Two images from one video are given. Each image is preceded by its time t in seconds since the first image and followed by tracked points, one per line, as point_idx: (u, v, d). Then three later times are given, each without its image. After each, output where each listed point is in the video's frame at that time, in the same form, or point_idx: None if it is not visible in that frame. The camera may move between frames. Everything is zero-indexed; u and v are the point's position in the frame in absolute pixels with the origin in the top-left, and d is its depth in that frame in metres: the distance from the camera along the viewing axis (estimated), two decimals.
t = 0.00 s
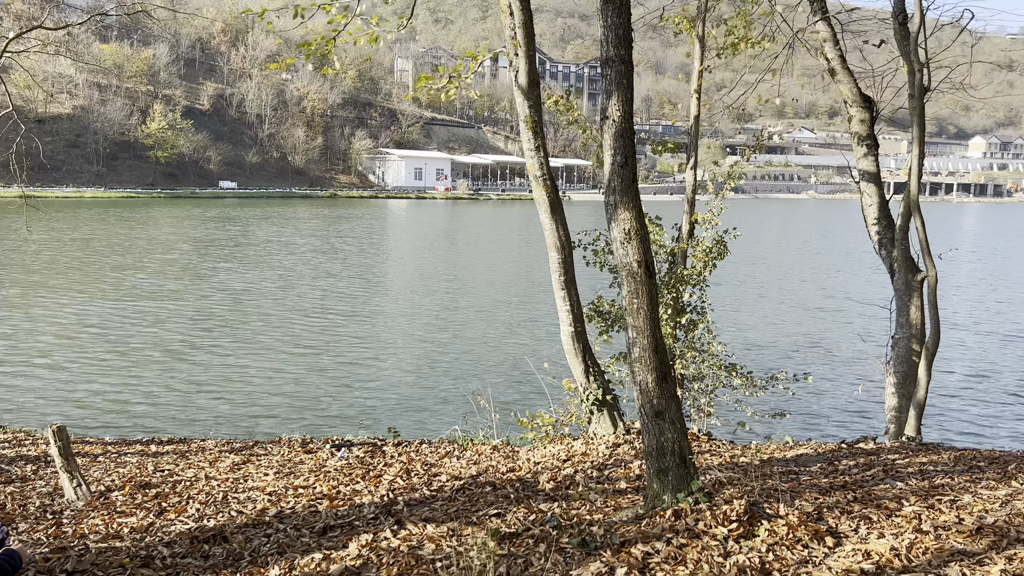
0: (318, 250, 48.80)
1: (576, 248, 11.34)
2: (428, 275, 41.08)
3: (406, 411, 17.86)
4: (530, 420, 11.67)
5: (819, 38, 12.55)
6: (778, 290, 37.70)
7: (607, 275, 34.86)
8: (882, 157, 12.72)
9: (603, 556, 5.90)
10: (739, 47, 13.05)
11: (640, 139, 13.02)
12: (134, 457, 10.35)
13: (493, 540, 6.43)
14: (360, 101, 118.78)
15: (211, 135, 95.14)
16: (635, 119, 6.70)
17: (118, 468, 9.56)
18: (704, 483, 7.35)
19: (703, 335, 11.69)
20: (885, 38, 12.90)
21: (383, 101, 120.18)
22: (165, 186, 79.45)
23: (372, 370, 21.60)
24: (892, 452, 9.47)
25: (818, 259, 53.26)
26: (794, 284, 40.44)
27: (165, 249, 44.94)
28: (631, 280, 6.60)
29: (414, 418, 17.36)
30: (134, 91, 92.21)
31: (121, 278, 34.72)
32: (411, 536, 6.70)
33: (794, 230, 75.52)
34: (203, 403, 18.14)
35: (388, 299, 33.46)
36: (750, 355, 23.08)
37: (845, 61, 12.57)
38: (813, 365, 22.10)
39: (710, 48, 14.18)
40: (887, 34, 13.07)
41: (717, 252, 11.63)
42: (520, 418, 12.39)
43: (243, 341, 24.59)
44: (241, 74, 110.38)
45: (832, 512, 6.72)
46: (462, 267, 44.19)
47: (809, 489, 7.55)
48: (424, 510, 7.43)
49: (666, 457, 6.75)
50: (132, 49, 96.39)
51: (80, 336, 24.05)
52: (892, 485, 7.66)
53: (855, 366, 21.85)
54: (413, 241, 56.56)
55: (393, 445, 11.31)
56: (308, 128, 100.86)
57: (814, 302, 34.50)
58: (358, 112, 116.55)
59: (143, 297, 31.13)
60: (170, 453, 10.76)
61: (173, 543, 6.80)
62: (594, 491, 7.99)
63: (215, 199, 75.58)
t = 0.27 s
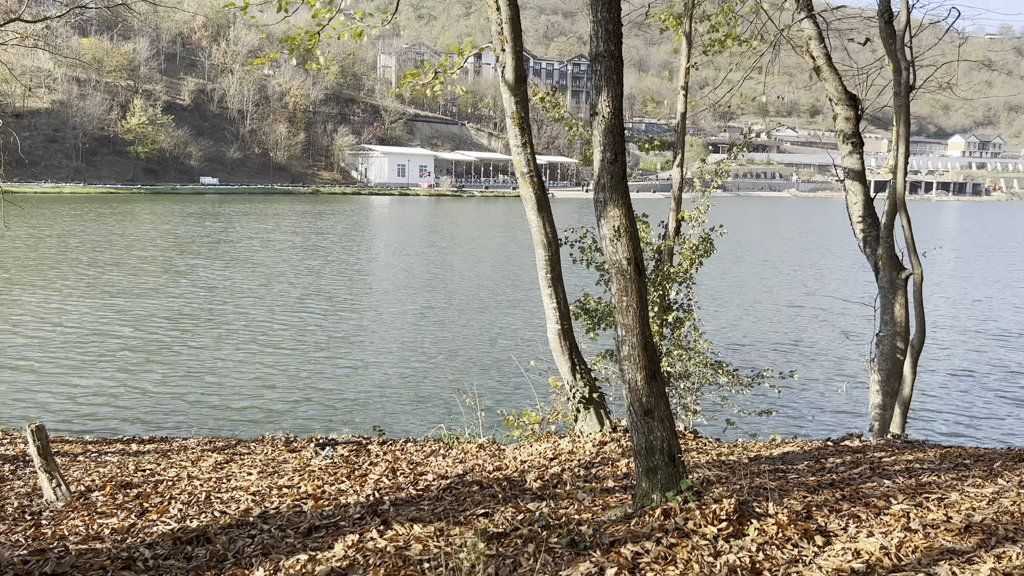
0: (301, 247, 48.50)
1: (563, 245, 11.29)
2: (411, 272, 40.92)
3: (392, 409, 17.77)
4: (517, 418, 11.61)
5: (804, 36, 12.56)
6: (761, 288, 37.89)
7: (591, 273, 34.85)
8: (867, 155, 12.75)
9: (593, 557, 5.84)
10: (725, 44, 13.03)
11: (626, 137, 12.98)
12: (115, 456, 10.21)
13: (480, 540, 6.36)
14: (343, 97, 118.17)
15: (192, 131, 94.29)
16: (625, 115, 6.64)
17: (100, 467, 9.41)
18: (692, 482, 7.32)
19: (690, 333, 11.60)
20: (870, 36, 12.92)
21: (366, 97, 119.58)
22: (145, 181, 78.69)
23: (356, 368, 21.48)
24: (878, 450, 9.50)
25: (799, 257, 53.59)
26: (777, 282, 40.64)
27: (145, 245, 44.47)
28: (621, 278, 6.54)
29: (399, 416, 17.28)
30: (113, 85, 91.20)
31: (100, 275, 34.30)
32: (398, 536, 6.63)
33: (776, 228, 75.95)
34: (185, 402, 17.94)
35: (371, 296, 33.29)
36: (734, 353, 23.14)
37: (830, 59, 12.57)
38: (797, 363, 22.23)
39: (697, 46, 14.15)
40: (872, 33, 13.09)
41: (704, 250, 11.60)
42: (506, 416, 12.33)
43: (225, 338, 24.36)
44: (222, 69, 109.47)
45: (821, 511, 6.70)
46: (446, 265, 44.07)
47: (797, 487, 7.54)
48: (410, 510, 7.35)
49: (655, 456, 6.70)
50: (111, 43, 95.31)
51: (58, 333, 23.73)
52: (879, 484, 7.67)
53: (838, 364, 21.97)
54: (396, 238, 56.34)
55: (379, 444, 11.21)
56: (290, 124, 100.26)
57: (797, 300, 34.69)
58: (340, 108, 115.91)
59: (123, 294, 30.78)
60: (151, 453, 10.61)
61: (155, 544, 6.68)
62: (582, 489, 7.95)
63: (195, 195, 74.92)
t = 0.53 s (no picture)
0: (283, 242, 48.08)
1: (551, 238, 11.14)
2: (395, 267, 40.65)
3: (376, 405, 17.57)
4: (505, 414, 11.46)
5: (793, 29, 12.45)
6: (745, 284, 37.93)
7: (577, 267, 34.73)
8: (856, 149, 12.67)
9: (587, 556, 5.69)
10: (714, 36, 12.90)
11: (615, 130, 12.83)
12: (93, 455, 9.96)
13: (470, 540, 6.20)
14: (326, 92, 117.34)
15: (173, 124, 93.31)
16: (618, 105, 6.47)
17: (77, 466, 9.17)
18: (685, 478, 7.19)
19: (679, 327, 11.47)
20: (858, 29, 12.83)
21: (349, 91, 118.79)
22: (126, 176, 77.81)
23: (340, 363, 21.26)
24: (870, 445, 9.42)
25: (783, 252, 53.74)
26: (761, 277, 40.71)
27: (125, 240, 43.92)
28: (614, 270, 6.39)
29: (384, 412, 17.09)
30: (93, 78, 90.07)
31: (79, 270, 33.80)
32: (385, 536, 6.45)
33: (760, 223, 76.16)
34: (166, 398, 17.65)
35: (355, 291, 33.02)
36: (720, 349, 23.10)
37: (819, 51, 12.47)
38: (782, 359, 22.23)
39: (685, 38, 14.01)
40: (860, 25, 13.00)
41: (693, 243, 11.48)
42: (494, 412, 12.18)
43: (207, 334, 24.04)
44: (204, 62, 108.39)
45: (817, 507, 6.59)
46: (430, 260, 43.83)
47: (791, 483, 7.43)
48: (398, 508, 7.18)
49: (649, 452, 6.57)
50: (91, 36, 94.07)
51: (36, 329, 23.32)
52: (874, 479, 7.57)
53: (824, 359, 21.97)
54: (380, 234, 55.99)
55: (364, 440, 11.02)
56: (273, 119, 99.46)
57: (781, 296, 34.75)
58: (323, 103, 115.12)
59: (103, 289, 30.34)
60: (131, 450, 10.37)
61: (134, 545, 6.47)
62: (572, 486, 7.80)
63: (177, 189, 74.15)
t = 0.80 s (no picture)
0: (273, 238, 47.73)
1: (545, 232, 10.96)
2: (385, 263, 40.39)
3: (367, 402, 17.36)
4: (499, 410, 11.28)
5: (789, 19, 12.27)
6: (737, 279, 37.84)
7: (568, 262, 34.56)
8: (852, 141, 12.51)
9: (587, 558, 5.51)
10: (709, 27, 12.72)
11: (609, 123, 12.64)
12: (77, 454, 9.72)
13: (466, 541, 6.02)
14: (315, 86, 116.65)
15: (161, 119, 92.61)
16: (619, 93, 6.28)
17: (61, 465, 8.93)
18: (686, 476, 7.01)
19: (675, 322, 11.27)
20: (855, 21, 12.66)
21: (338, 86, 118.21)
22: (113, 171, 77.15)
23: (330, 360, 21.03)
24: (871, 441, 9.29)
25: (774, 248, 53.71)
26: (753, 273, 40.64)
27: (112, 236, 43.52)
28: (614, 263, 6.21)
29: (376, 409, 16.88)
30: (79, 73, 89.30)
31: (65, 267, 33.46)
32: (379, 538, 6.26)
33: (750, 219, 76.15)
34: (154, 396, 17.41)
35: (345, 288, 32.78)
36: (714, 344, 22.99)
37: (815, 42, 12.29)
38: (776, 354, 22.14)
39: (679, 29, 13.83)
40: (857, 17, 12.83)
41: (690, 237, 11.32)
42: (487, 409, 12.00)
43: (196, 331, 23.79)
44: (192, 57, 107.62)
45: (821, 506, 6.43)
46: (420, 256, 43.59)
47: (794, 481, 7.27)
48: (392, 509, 6.98)
49: (649, 450, 6.39)
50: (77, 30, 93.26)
51: (21, 326, 23.01)
52: (877, 476, 7.43)
53: (818, 355, 21.90)
54: (369, 229, 55.67)
55: (356, 438, 10.82)
56: (261, 113, 98.83)
57: (773, 291, 34.69)
58: (312, 97, 114.52)
59: (90, 286, 30.01)
60: (116, 449, 10.13)
61: (118, 548, 6.25)
62: (571, 484, 7.62)
63: (165, 184, 73.58)
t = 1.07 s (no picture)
0: (264, 231, 47.45)
1: (542, 224, 10.80)
2: (377, 256, 40.18)
3: (361, 397, 17.23)
4: (495, 405, 11.14)
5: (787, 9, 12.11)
6: (730, 272, 37.79)
7: (561, 255, 34.43)
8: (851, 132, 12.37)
9: (590, 559, 5.37)
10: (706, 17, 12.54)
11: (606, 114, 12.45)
12: (66, 452, 9.53)
13: (465, 541, 5.88)
14: (306, 78, 115.98)
15: (150, 112, 91.96)
16: (621, 81, 6.13)
17: (49, 464, 8.74)
18: (689, 473, 6.87)
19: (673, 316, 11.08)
20: (853, 10, 12.51)
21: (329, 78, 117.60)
22: (103, 164, 76.58)
23: (323, 355, 20.84)
24: (872, 436, 9.19)
25: (766, 240, 53.70)
26: (746, 265, 40.60)
27: (101, 230, 43.17)
28: (616, 256, 6.06)
29: (370, 405, 16.70)
30: (67, 65, 88.53)
31: (54, 261, 33.15)
32: (375, 538, 6.11)
33: (742, 211, 76.18)
34: (145, 392, 17.24)
35: (337, 281, 32.59)
36: (708, 338, 22.91)
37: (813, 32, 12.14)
38: (770, 347, 22.06)
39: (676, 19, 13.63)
40: (855, 6, 12.68)
41: (688, 229, 11.19)
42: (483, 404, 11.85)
43: (186, 325, 23.59)
44: (181, 49, 106.86)
45: (827, 503, 6.31)
46: (412, 249, 43.37)
47: (798, 477, 7.15)
48: (389, 508, 6.82)
49: (652, 447, 6.25)
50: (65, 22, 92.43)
51: (10, 322, 22.77)
52: (882, 472, 7.32)
53: (812, 347, 21.85)
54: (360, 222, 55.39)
55: (350, 434, 10.66)
56: (252, 107, 98.22)
57: (766, 283, 34.62)
58: (303, 90, 113.89)
59: (79, 280, 29.73)
60: (106, 446, 9.95)
61: (107, 550, 6.08)
62: (570, 482, 7.48)
63: (155, 178, 73.09)
